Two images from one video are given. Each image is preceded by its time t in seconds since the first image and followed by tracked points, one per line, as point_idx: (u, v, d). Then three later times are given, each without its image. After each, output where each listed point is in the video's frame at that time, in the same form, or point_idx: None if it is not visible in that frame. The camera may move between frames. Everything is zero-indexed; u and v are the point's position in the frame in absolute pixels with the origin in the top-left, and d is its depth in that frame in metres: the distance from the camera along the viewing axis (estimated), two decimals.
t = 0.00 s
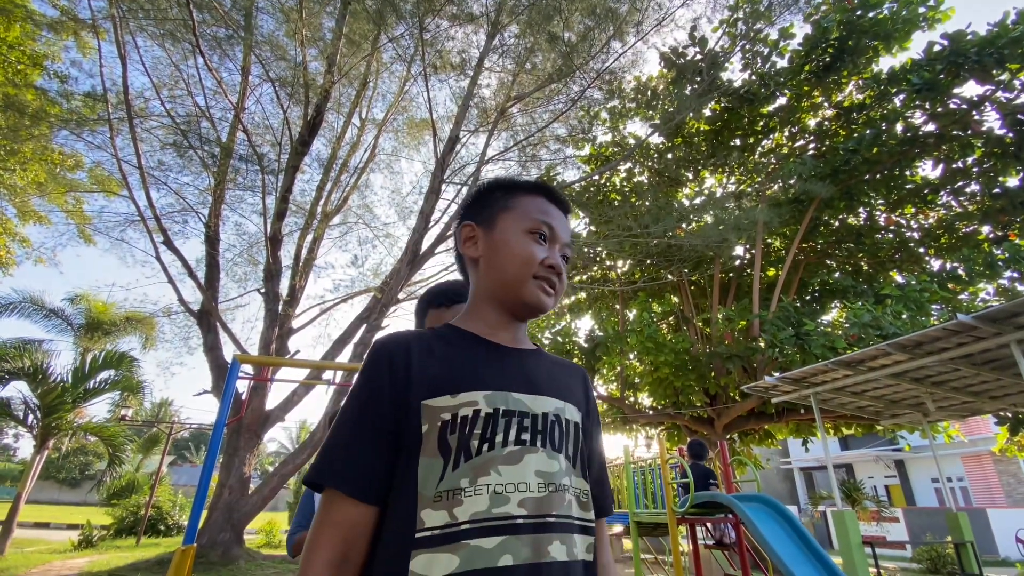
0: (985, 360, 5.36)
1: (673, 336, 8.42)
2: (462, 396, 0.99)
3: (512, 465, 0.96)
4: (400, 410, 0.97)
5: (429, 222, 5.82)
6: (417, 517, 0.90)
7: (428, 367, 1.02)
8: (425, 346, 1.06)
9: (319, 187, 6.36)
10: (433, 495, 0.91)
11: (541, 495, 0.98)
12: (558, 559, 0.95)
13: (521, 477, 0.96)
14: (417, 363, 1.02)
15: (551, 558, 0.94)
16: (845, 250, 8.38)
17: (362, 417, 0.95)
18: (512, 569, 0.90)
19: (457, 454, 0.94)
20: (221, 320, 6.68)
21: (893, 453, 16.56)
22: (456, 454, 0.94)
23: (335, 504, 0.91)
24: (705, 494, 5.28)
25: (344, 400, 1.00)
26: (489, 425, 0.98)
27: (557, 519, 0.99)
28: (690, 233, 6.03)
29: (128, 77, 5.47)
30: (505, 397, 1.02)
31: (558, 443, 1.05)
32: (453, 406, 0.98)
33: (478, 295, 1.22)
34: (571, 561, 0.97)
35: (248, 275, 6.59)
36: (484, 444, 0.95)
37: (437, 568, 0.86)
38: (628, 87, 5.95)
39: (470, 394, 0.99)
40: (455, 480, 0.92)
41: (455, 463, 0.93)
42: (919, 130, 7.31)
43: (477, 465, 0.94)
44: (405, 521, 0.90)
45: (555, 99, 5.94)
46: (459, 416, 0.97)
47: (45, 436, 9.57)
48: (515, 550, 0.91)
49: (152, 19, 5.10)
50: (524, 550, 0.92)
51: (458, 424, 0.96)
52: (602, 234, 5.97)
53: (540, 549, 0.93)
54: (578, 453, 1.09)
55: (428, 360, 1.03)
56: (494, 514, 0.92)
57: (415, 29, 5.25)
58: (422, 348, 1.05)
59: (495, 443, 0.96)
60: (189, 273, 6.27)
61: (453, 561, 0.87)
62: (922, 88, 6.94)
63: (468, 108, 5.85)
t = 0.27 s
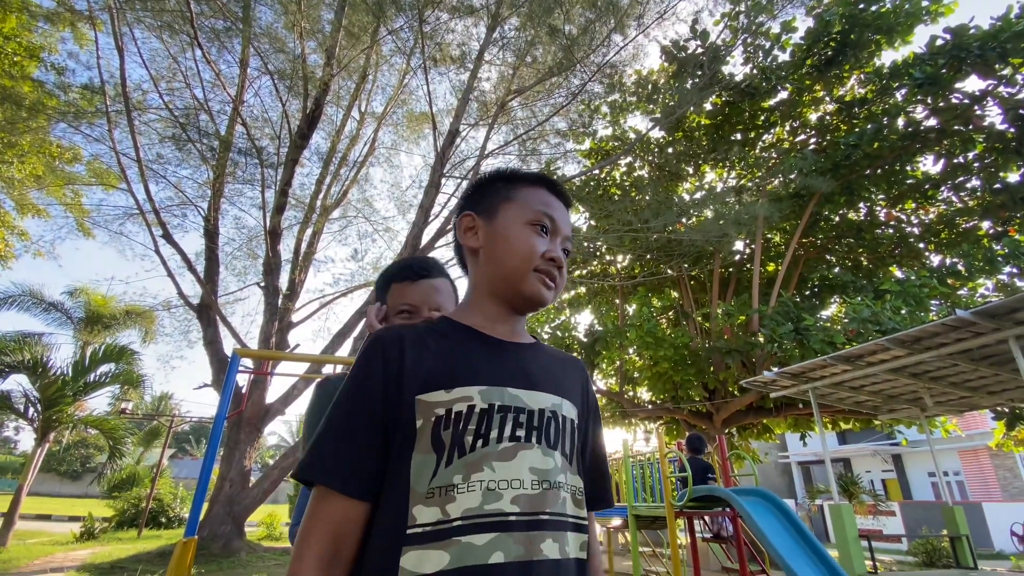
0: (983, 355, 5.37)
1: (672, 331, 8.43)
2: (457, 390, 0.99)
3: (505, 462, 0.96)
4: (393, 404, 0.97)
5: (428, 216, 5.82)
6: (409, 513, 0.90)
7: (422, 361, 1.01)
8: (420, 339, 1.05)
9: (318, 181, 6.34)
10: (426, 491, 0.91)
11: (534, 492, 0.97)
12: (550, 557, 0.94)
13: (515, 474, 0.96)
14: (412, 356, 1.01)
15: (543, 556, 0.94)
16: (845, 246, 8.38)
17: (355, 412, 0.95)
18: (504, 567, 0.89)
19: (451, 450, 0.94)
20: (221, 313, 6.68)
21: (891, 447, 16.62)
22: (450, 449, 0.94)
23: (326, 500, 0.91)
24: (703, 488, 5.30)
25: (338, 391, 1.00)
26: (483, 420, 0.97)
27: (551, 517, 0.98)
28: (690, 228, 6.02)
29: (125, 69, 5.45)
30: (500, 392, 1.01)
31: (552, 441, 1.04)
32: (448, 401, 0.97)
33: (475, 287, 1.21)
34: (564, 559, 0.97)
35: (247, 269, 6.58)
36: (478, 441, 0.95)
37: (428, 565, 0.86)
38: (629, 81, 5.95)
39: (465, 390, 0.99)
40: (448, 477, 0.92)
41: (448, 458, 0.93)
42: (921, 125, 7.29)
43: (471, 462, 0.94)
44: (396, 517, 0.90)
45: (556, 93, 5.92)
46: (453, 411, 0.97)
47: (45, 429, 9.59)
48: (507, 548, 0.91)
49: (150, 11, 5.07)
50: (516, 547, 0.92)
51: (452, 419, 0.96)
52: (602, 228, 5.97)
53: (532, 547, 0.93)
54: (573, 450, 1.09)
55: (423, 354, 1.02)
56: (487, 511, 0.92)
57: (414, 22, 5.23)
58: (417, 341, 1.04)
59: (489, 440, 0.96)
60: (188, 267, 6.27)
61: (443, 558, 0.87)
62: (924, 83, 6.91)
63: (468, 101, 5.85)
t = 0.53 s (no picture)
0: (978, 350, 5.40)
1: (670, 323, 8.46)
2: (458, 394, 0.98)
3: (504, 466, 0.97)
4: (393, 406, 0.95)
5: (427, 206, 5.81)
6: (409, 517, 0.90)
7: (424, 362, 0.99)
8: (422, 338, 1.03)
9: (316, 170, 6.31)
10: (426, 496, 0.92)
11: (531, 495, 0.99)
12: (545, 560, 0.97)
13: (514, 478, 0.97)
14: (413, 358, 0.99)
15: (540, 558, 0.96)
16: (843, 239, 8.40)
17: (355, 413, 0.93)
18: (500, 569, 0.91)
19: (452, 455, 0.94)
20: (218, 302, 6.68)
21: (885, 439, 16.74)
22: (452, 454, 0.94)
23: (321, 502, 0.90)
24: (699, 480, 5.34)
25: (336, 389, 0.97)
26: (485, 425, 0.98)
27: (547, 519, 1.00)
28: (689, 220, 6.01)
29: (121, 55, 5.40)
30: (500, 396, 1.01)
31: (549, 444, 1.06)
32: (449, 404, 0.97)
33: (475, 283, 1.20)
34: (556, 560, 1.00)
35: (245, 258, 6.57)
36: (479, 445, 0.96)
37: (429, 569, 0.88)
38: (630, 71, 5.82)
39: (467, 393, 0.99)
40: (449, 482, 0.93)
41: (449, 463, 0.94)
42: (922, 119, 7.27)
43: (471, 466, 0.95)
44: (396, 521, 0.90)
45: (556, 83, 5.88)
46: (455, 415, 0.97)
47: (44, 416, 9.61)
48: (505, 551, 0.92)
49: None
50: (513, 550, 0.93)
51: (454, 423, 0.96)
52: (601, 220, 5.97)
53: (529, 550, 0.95)
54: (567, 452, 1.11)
55: (424, 354, 1.00)
56: (486, 515, 0.93)
57: (413, 9, 5.21)
58: (419, 340, 1.02)
59: (490, 444, 0.97)
60: (185, 256, 6.25)
61: (444, 562, 0.88)
62: (925, 76, 6.89)
63: (468, 90, 5.84)
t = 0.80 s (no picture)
0: (969, 343, 5.44)
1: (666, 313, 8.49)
2: (459, 405, 0.99)
3: (501, 476, 0.99)
4: (395, 415, 0.97)
5: (424, 193, 5.79)
6: (409, 526, 0.92)
7: (426, 373, 1.00)
8: (423, 346, 1.03)
9: (312, 155, 6.28)
10: (426, 505, 0.93)
11: (528, 504, 1.01)
12: (539, 566, 0.99)
13: (512, 487, 0.99)
14: (415, 368, 1.00)
15: (534, 564, 0.98)
16: (839, 231, 8.42)
17: (357, 422, 0.95)
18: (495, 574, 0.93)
19: (451, 466, 0.96)
20: (214, 287, 6.67)
21: (875, 430, 16.91)
22: (451, 465, 0.96)
23: (323, 508, 0.92)
24: (691, 471, 5.39)
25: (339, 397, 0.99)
26: (484, 436, 0.99)
27: (542, 527, 1.02)
28: (687, 211, 6.01)
29: (114, 35, 5.33)
30: (499, 406, 1.03)
31: (547, 453, 1.07)
32: (449, 415, 0.98)
33: (479, 290, 1.21)
34: (550, 565, 1.02)
35: (241, 243, 6.55)
36: (478, 456, 0.97)
37: None
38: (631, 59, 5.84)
39: (467, 404, 1.00)
40: (448, 492, 0.94)
41: (449, 474, 0.95)
42: (922, 112, 7.26)
43: (470, 477, 0.96)
44: (396, 529, 0.92)
45: (556, 69, 5.82)
46: (455, 426, 0.98)
47: (39, 400, 9.61)
48: (501, 559, 0.94)
49: None
50: (509, 558, 0.95)
51: (454, 434, 0.97)
52: (599, 210, 5.97)
53: (524, 556, 0.97)
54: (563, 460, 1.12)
55: (426, 363, 1.01)
56: (483, 524, 0.95)
57: None
58: (421, 349, 1.02)
59: (489, 455, 0.98)
60: (180, 240, 6.23)
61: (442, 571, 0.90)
62: (926, 69, 6.91)
63: (466, 75, 5.82)
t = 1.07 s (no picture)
0: (958, 338, 5.49)
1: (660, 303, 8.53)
2: (475, 427, 1.02)
3: (509, 497, 1.02)
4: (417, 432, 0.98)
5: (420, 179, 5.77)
6: (423, 543, 0.94)
7: (448, 390, 1.02)
8: (445, 364, 1.05)
9: (307, 139, 6.23)
10: (441, 524, 0.95)
11: (533, 525, 1.04)
12: None
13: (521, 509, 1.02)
14: (438, 385, 1.01)
15: None
16: (834, 223, 8.44)
17: (383, 436, 0.95)
18: None
19: (466, 486, 0.98)
20: (207, 272, 6.65)
21: (864, 421, 17.10)
22: (466, 485, 0.98)
23: (345, 519, 0.92)
24: (680, 461, 5.45)
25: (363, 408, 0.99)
26: (496, 459, 1.02)
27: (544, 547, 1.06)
28: (683, 201, 6.00)
29: (105, 13, 5.26)
30: (511, 429, 1.05)
31: (548, 476, 1.10)
32: (466, 436, 1.00)
33: (496, 307, 1.20)
34: None
35: (235, 227, 6.52)
36: (491, 477, 1.00)
37: None
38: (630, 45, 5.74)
39: (483, 426, 1.02)
40: (462, 512, 0.97)
41: (464, 494, 0.98)
42: (920, 105, 7.26)
43: (482, 498, 0.99)
44: (411, 544, 0.93)
45: (555, 55, 5.83)
46: (471, 448, 1.00)
47: (32, 382, 9.58)
48: None
49: None
50: None
51: (470, 455, 0.99)
52: (595, 199, 5.97)
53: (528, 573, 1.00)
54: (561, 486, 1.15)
55: (448, 381, 1.03)
56: (495, 545, 0.98)
57: None
58: (443, 367, 1.03)
59: (500, 477, 1.01)
60: (173, 223, 6.20)
61: None
62: (926, 62, 6.89)
63: (464, 59, 5.72)
